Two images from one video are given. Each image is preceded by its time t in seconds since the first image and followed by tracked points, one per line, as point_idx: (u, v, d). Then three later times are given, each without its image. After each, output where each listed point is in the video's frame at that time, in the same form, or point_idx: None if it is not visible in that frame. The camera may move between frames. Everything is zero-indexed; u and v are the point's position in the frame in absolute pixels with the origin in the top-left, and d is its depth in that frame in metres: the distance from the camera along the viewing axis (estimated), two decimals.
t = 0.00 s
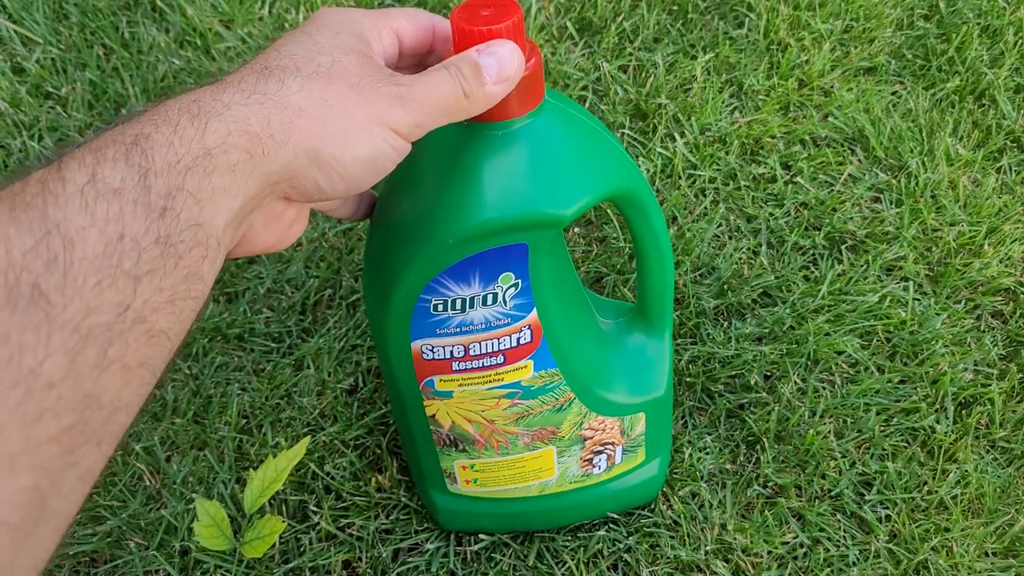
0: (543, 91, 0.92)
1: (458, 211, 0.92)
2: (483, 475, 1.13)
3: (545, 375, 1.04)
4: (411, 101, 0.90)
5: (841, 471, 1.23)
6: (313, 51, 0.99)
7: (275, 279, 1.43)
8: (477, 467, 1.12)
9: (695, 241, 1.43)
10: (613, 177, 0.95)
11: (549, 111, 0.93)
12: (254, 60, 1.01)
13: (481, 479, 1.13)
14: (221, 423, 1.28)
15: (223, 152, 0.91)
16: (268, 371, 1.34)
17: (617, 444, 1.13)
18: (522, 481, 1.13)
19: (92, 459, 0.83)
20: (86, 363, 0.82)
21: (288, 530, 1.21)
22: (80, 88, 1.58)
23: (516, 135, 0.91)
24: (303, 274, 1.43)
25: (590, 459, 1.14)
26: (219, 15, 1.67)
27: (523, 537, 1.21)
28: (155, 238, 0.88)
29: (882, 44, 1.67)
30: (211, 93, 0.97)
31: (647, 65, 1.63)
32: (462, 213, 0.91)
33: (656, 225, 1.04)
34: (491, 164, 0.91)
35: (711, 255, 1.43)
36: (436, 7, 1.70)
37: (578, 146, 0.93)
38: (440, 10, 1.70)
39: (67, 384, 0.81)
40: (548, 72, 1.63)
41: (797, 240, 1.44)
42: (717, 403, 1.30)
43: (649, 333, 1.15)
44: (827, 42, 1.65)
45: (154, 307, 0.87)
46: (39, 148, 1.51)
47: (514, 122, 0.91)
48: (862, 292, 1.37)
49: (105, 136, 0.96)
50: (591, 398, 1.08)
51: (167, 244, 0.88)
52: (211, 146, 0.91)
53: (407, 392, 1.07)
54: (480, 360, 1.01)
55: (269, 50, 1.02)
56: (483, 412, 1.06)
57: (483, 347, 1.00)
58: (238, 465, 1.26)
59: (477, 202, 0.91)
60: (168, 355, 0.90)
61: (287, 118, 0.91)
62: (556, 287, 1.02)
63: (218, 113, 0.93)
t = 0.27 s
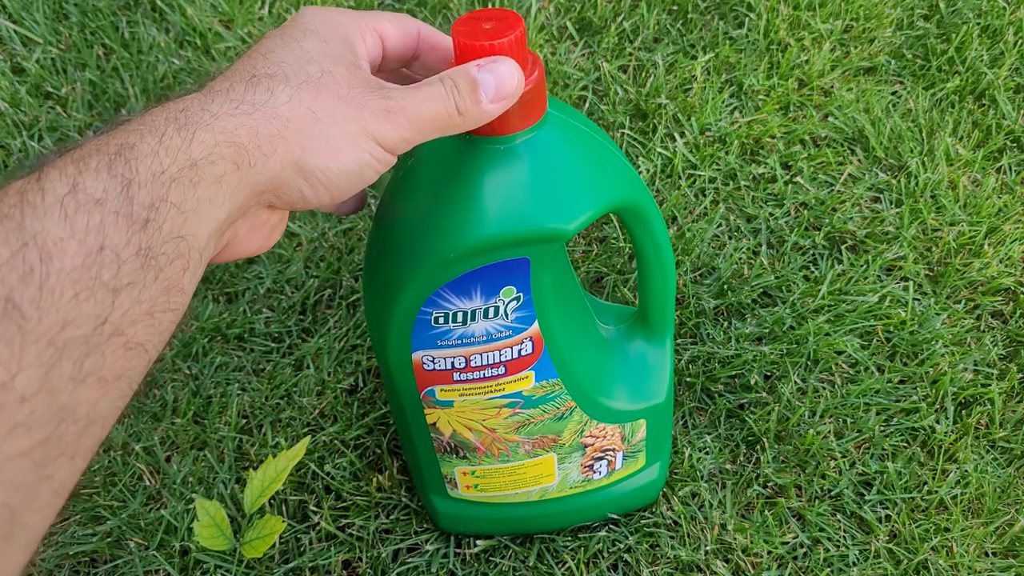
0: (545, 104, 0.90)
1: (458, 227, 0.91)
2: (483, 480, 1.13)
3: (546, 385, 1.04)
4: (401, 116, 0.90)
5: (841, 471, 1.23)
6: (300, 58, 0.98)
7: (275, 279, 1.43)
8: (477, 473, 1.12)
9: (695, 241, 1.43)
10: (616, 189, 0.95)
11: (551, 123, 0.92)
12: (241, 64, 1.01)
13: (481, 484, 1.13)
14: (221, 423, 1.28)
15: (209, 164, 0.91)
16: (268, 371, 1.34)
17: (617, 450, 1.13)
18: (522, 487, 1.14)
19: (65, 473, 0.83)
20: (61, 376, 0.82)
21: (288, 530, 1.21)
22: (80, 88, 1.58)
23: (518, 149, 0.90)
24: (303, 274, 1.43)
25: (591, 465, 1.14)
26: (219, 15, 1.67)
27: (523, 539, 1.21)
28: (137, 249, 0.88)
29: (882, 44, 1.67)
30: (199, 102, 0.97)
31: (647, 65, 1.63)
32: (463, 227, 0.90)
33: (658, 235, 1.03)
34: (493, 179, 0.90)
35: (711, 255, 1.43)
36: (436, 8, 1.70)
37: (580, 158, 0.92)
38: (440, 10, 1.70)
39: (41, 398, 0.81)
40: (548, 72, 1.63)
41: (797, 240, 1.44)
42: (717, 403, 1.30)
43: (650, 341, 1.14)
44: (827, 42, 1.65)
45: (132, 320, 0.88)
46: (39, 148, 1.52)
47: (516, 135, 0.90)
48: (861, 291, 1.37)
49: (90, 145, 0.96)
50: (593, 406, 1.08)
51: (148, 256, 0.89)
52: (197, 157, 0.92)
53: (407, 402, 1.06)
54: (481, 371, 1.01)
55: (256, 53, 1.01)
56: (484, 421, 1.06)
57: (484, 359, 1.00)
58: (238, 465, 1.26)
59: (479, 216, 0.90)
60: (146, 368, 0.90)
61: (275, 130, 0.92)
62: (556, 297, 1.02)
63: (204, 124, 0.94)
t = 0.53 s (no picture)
0: (548, 112, 0.90)
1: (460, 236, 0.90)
2: (484, 484, 1.13)
3: (547, 392, 1.04)
4: (398, 122, 0.90)
5: (841, 471, 1.23)
6: (295, 63, 0.98)
7: (275, 279, 1.43)
8: (478, 476, 1.12)
9: (695, 241, 1.43)
10: (620, 197, 0.94)
11: (554, 131, 0.91)
12: (236, 66, 1.00)
13: (482, 487, 1.13)
14: (221, 423, 1.28)
15: (202, 173, 0.92)
16: (268, 371, 1.34)
17: (617, 454, 1.13)
18: (523, 490, 1.14)
19: (51, 488, 0.84)
20: (47, 390, 0.83)
21: (288, 530, 1.21)
22: (80, 88, 1.58)
23: (521, 158, 0.89)
24: (303, 274, 1.43)
25: (592, 468, 1.14)
26: (219, 15, 1.67)
27: (523, 540, 1.21)
28: (127, 260, 0.88)
29: (882, 44, 1.67)
30: (194, 108, 0.97)
31: (647, 65, 1.63)
32: (465, 237, 0.90)
33: (660, 242, 1.03)
34: (495, 188, 0.89)
35: (711, 255, 1.43)
36: (436, 8, 1.70)
37: (583, 166, 0.92)
38: (439, 11, 1.70)
39: (25, 413, 0.81)
40: (548, 72, 1.63)
41: (797, 240, 1.44)
42: (717, 403, 1.30)
43: (652, 345, 1.14)
44: (828, 42, 1.65)
45: (121, 331, 0.88)
46: (40, 148, 1.52)
47: (518, 144, 0.89)
48: (861, 291, 1.37)
49: (84, 152, 0.96)
50: (594, 411, 1.08)
51: (139, 266, 0.89)
52: (190, 166, 0.92)
53: (408, 406, 1.06)
54: (482, 378, 1.01)
55: (251, 55, 1.01)
56: (484, 427, 1.06)
57: (485, 365, 1.00)
58: (238, 465, 1.26)
59: (481, 226, 0.90)
60: (135, 378, 0.90)
61: (271, 138, 0.92)
62: (558, 304, 1.01)
63: (198, 133, 0.94)
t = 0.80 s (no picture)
0: (550, 116, 0.89)
1: (461, 240, 0.90)
2: (484, 485, 1.13)
3: (547, 395, 1.04)
4: (398, 117, 0.90)
5: (840, 471, 1.23)
6: (292, 59, 0.98)
7: (275, 279, 1.43)
8: (479, 478, 1.12)
9: (695, 241, 1.43)
10: (622, 201, 0.94)
11: (556, 134, 0.91)
12: (232, 63, 1.01)
13: (482, 489, 1.13)
14: (221, 423, 1.28)
15: (199, 170, 0.92)
16: (268, 371, 1.33)
17: (618, 456, 1.13)
18: (523, 491, 1.14)
19: (44, 490, 0.84)
20: (39, 392, 0.83)
21: (288, 530, 1.21)
22: (80, 88, 1.59)
23: (524, 162, 0.89)
24: (303, 274, 1.43)
25: (592, 470, 1.14)
26: (219, 15, 1.67)
27: (523, 540, 1.21)
28: (122, 259, 0.89)
29: (882, 44, 1.67)
30: (191, 105, 0.97)
31: (647, 65, 1.63)
32: (466, 242, 0.90)
33: (662, 245, 1.02)
34: (497, 193, 0.89)
35: (711, 255, 1.43)
36: (436, 8, 1.70)
37: (585, 170, 0.91)
38: (439, 11, 1.70)
39: (17, 414, 0.81)
40: (548, 72, 1.63)
41: (797, 240, 1.44)
42: (717, 403, 1.30)
43: (652, 348, 1.14)
44: (828, 42, 1.65)
45: (116, 331, 0.88)
46: (40, 148, 1.52)
47: (521, 148, 0.89)
48: (861, 291, 1.37)
49: (78, 151, 0.96)
50: (595, 415, 1.08)
51: (133, 265, 0.89)
52: (187, 164, 0.92)
53: (409, 409, 1.06)
54: (483, 381, 1.01)
55: (248, 52, 1.01)
56: (485, 429, 1.06)
57: (486, 369, 1.00)
58: (238, 465, 1.26)
59: (483, 231, 0.89)
60: (131, 379, 0.90)
61: (269, 135, 0.93)
62: (560, 307, 1.01)
63: (194, 130, 0.94)
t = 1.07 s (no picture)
0: (549, 116, 0.89)
1: (461, 240, 0.90)
2: (484, 486, 1.13)
3: (548, 395, 1.04)
4: (387, 96, 0.91)
5: (841, 471, 1.23)
6: (275, 39, 0.97)
7: (275, 279, 1.43)
8: (479, 478, 1.12)
9: (695, 241, 1.43)
10: (622, 201, 0.94)
11: (556, 134, 0.91)
12: (215, 47, 1.00)
13: (482, 489, 1.13)
14: (221, 423, 1.28)
15: (183, 158, 0.92)
16: (268, 371, 1.33)
17: (618, 455, 1.13)
18: (523, 491, 1.14)
19: (28, 484, 0.84)
20: (20, 385, 0.83)
21: (288, 530, 1.21)
22: (80, 88, 1.59)
23: (524, 163, 0.89)
24: (303, 274, 1.43)
25: (592, 470, 1.14)
26: (219, 15, 1.67)
27: (523, 540, 1.21)
28: (105, 249, 0.89)
29: (882, 44, 1.67)
30: (173, 93, 0.97)
31: (647, 65, 1.63)
32: (466, 242, 0.90)
33: (662, 245, 1.03)
34: (497, 193, 0.89)
35: (711, 255, 1.43)
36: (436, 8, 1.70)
37: (586, 170, 0.91)
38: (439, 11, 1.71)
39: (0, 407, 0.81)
40: (548, 72, 1.63)
41: (797, 240, 1.44)
42: (718, 403, 1.30)
43: (652, 347, 1.14)
44: (828, 42, 1.65)
45: (100, 323, 0.88)
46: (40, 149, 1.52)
47: (521, 148, 0.89)
48: (861, 291, 1.37)
49: (60, 142, 0.97)
50: (595, 415, 1.08)
51: (117, 255, 0.89)
52: (170, 152, 0.92)
53: (408, 408, 1.06)
54: (483, 382, 1.01)
55: (231, 34, 1.00)
56: (485, 430, 1.06)
57: (485, 369, 1.00)
58: (238, 465, 1.26)
59: (483, 231, 0.89)
60: (118, 372, 0.90)
61: (254, 120, 0.93)
62: (559, 307, 1.01)
63: (176, 118, 0.94)
